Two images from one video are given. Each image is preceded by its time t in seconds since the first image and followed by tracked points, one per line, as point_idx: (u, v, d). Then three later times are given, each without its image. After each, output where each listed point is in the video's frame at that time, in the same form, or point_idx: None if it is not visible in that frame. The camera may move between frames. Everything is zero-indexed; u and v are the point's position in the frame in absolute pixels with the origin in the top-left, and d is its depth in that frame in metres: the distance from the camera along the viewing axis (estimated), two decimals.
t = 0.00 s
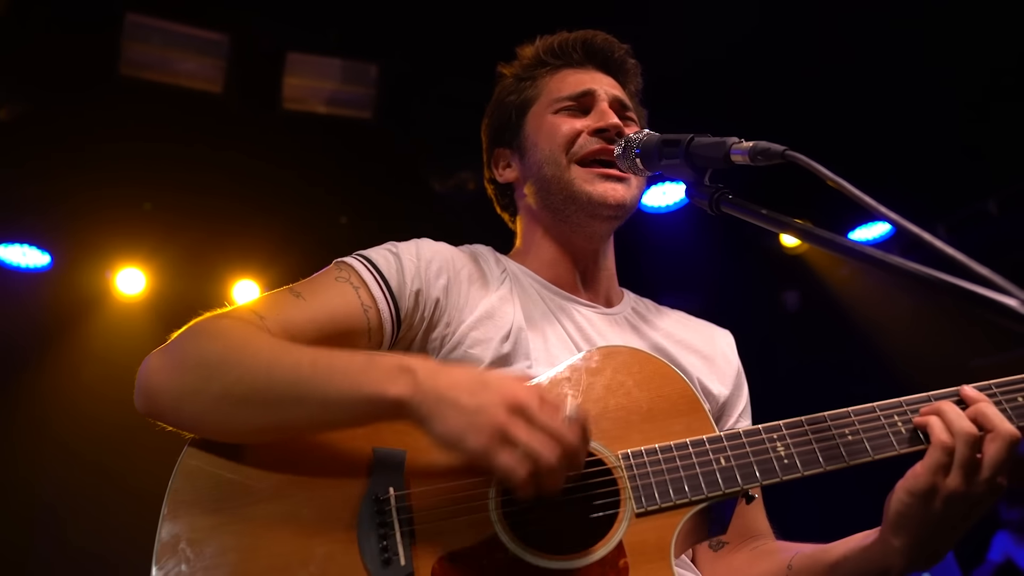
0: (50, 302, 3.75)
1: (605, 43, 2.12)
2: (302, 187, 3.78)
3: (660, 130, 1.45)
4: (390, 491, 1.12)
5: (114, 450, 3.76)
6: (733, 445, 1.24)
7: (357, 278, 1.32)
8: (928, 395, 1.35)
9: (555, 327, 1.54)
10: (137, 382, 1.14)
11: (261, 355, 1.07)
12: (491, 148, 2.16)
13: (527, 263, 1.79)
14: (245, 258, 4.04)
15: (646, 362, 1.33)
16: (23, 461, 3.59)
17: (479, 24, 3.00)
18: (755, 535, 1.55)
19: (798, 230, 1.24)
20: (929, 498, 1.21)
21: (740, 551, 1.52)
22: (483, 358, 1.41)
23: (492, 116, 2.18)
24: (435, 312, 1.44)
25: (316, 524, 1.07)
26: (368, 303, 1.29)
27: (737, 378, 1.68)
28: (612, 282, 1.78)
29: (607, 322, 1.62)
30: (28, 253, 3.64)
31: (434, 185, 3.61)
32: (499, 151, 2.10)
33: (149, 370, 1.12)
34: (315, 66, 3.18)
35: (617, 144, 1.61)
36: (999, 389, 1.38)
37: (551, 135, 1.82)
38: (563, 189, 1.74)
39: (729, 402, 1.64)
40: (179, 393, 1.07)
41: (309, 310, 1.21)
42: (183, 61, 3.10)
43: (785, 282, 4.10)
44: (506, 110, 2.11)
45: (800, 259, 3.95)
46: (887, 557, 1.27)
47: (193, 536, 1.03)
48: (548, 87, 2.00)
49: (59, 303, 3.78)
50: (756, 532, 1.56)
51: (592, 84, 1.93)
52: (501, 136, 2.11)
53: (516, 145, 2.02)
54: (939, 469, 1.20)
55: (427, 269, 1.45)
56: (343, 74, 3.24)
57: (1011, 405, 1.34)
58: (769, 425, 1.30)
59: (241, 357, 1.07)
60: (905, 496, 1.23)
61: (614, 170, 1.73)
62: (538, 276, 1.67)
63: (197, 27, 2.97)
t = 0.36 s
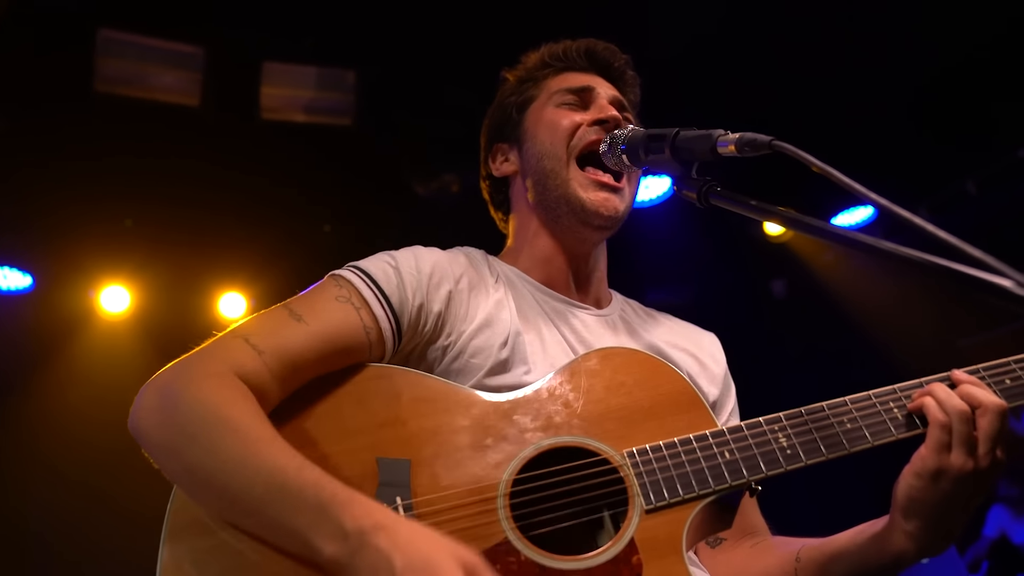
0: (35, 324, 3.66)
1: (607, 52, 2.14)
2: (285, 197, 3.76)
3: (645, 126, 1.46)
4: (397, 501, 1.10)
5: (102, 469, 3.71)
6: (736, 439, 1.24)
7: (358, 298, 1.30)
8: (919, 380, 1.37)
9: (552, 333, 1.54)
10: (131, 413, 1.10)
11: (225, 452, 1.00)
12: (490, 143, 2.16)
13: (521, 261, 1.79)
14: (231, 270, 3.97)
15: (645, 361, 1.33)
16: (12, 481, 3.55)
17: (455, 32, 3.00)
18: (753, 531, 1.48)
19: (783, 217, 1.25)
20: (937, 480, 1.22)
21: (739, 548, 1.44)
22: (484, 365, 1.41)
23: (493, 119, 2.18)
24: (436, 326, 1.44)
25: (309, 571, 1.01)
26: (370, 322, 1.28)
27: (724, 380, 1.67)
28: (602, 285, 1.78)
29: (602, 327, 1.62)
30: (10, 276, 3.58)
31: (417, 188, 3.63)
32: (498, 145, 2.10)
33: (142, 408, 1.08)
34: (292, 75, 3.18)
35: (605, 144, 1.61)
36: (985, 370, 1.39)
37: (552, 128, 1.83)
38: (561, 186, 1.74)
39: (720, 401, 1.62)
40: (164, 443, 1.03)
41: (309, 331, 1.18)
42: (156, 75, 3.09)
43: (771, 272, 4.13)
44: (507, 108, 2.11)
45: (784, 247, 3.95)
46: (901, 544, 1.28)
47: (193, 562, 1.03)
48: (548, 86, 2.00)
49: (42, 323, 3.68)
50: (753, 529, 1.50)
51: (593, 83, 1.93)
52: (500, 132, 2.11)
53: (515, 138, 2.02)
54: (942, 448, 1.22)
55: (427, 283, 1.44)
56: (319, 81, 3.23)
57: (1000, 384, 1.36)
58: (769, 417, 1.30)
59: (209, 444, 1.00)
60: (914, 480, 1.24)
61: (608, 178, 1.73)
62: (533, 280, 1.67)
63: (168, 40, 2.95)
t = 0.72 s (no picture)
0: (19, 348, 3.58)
1: (588, 44, 2.14)
2: (268, 204, 3.71)
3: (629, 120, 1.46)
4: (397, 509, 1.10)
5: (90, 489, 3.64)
6: (733, 429, 1.24)
7: (342, 300, 1.29)
8: (909, 363, 1.38)
9: (542, 331, 1.54)
10: (121, 428, 1.10)
11: (241, 440, 1.00)
12: (470, 142, 2.15)
13: (507, 262, 1.78)
14: (218, 282, 3.88)
15: (639, 356, 1.33)
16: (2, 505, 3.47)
17: (430, 30, 2.97)
18: (754, 520, 1.49)
19: (767, 204, 1.24)
20: (932, 461, 1.23)
21: (741, 538, 1.46)
22: (475, 367, 1.41)
23: (472, 113, 2.17)
24: (423, 327, 1.43)
25: None
26: (356, 325, 1.27)
27: (717, 368, 1.68)
28: (591, 282, 1.79)
29: (591, 323, 1.62)
30: None
31: (400, 193, 3.61)
32: (479, 144, 2.09)
33: (131, 419, 1.08)
34: (267, 84, 3.18)
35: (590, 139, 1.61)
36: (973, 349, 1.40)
37: (533, 126, 1.81)
38: (544, 183, 1.73)
39: (713, 390, 1.64)
40: (162, 450, 1.02)
41: (295, 338, 1.17)
42: (128, 89, 3.10)
43: (758, 259, 4.10)
44: (487, 105, 2.10)
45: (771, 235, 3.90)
46: (900, 528, 1.28)
47: None
48: (528, 82, 1.99)
49: (27, 346, 3.61)
50: (754, 517, 1.50)
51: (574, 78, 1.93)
52: (481, 130, 2.10)
53: (496, 136, 2.01)
54: (935, 430, 1.22)
55: (411, 284, 1.44)
56: (296, 89, 3.24)
57: (988, 363, 1.37)
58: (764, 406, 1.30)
59: (220, 439, 1.00)
60: (909, 463, 1.24)
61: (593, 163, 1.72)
62: (520, 281, 1.66)
63: (139, 54, 2.96)
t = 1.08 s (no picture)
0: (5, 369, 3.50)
1: (554, 33, 2.13)
2: (245, 216, 3.62)
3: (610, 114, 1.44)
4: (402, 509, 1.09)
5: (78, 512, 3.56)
6: (732, 416, 1.24)
7: (333, 302, 1.28)
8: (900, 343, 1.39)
9: (534, 327, 1.54)
10: (114, 434, 1.09)
11: (259, 398, 1.03)
12: (443, 146, 2.14)
13: (495, 262, 1.77)
14: (203, 296, 3.74)
15: (634, 347, 1.33)
16: None
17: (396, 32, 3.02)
18: (756, 510, 1.47)
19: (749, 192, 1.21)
20: (931, 438, 1.24)
21: (744, 529, 1.43)
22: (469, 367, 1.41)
23: (442, 112, 2.15)
24: (415, 328, 1.42)
25: None
26: (348, 326, 1.26)
27: (709, 357, 1.68)
28: (581, 275, 1.78)
29: (583, 316, 1.62)
30: None
31: (380, 198, 3.57)
32: (453, 150, 2.07)
33: (125, 422, 1.06)
34: (243, 95, 3.18)
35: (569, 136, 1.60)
36: (959, 326, 1.41)
37: (510, 132, 1.80)
38: (528, 187, 1.73)
39: (708, 380, 1.64)
40: (162, 441, 1.02)
41: (287, 340, 1.18)
42: (104, 106, 3.11)
43: (742, 247, 4.08)
44: (458, 107, 2.08)
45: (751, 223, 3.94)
46: (902, 508, 1.29)
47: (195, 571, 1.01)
48: (499, 83, 1.98)
49: (12, 368, 3.51)
50: (755, 507, 1.48)
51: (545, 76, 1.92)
52: (453, 134, 2.08)
53: (470, 143, 2.00)
54: (932, 406, 1.24)
55: (400, 285, 1.43)
56: (272, 99, 3.23)
57: (974, 339, 1.38)
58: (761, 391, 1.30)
59: (236, 403, 1.03)
60: (909, 442, 1.26)
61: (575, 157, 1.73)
62: (510, 278, 1.65)
63: (113, 71, 2.97)
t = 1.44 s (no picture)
0: None
1: (544, 35, 2.13)
2: (224, 231, 3.58)
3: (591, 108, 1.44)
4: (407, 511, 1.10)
5: (69, 536, 3.53)
6: (731, 401, 1.25)
7: (328, 309, 1.27)
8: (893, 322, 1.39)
9: (529, 326, 1.53)
10: (109, 455, 1.08)
11: (247, 453, 0.99)
12: (430, 144, 2.13)
13: (484, 259, 1.77)
14: (189, 313, 3.72)
15: (631, 339, 1.33)
16: None
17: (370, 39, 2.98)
18: (756, 496, 1.47)
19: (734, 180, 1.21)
20: (930, 413, 1.24)
21: (746, 515, 1.42)
22: (465, 368, 1.40)
23: (431, 111, 2.15)
24: (411, 331, 1.41)
25: None
26: (344, 334, 1.25)
27: (701, 346, 1.68)
28: (571, 272, 1.79)
29: (576, 311, 1.63)
30: None
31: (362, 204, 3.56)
32: (440, 147, 2.07)
33: (121, 444, 1.05)
34: (219, 107, 3.15)
35: (552, 131, 1.59)
36: (951, 303, 1.42)
37: (497, 132, 1.80)
38: (515, 184, 1.72)
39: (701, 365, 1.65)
40: (158, 475, 1.00)
41: (283, 351, 1.16)
42: (78, 123, 3.08)
43: (725, 237, 4.08)
44: (446, 106, 2.07)
45: (734, 212, 3.99)
46: (902, 484, 1.29)
47: None
48: (487, 83, 1.98)
49: None
50: (755, 493, 1.48)
51: (534, 76, 1.92)
52: (441, 133, 2.08)
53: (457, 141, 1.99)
54: (929, 382, 1.24)
55: (395, 287, 1.42)
56: (248, 109, 3.20)
57: (966, 315, 1.39)
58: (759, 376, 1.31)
59: (224, 456, 0.99)
60: (908, 418, 1.26)
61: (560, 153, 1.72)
62: (502, 277, 1.65)
63: (86, 87, 2.94)
